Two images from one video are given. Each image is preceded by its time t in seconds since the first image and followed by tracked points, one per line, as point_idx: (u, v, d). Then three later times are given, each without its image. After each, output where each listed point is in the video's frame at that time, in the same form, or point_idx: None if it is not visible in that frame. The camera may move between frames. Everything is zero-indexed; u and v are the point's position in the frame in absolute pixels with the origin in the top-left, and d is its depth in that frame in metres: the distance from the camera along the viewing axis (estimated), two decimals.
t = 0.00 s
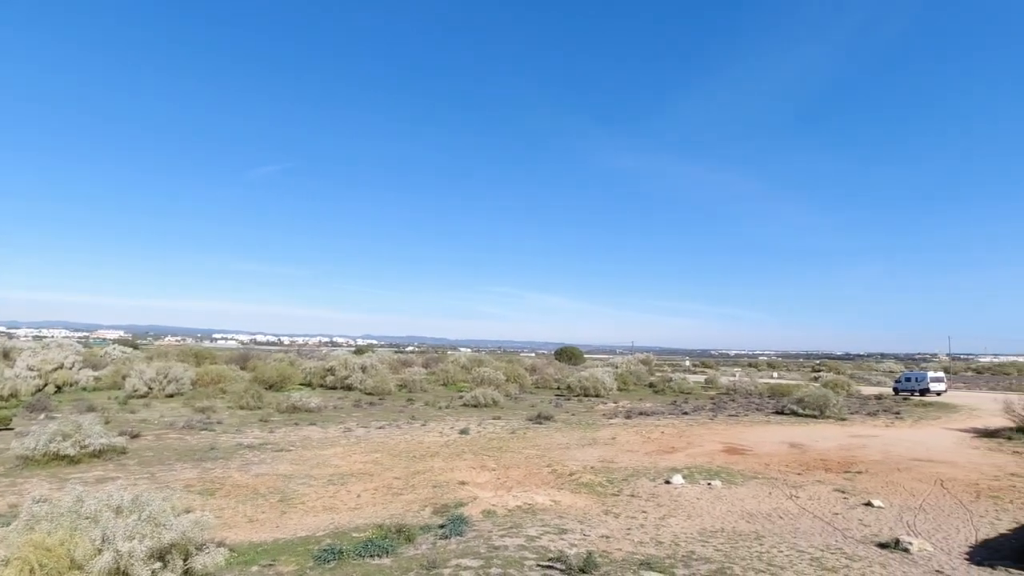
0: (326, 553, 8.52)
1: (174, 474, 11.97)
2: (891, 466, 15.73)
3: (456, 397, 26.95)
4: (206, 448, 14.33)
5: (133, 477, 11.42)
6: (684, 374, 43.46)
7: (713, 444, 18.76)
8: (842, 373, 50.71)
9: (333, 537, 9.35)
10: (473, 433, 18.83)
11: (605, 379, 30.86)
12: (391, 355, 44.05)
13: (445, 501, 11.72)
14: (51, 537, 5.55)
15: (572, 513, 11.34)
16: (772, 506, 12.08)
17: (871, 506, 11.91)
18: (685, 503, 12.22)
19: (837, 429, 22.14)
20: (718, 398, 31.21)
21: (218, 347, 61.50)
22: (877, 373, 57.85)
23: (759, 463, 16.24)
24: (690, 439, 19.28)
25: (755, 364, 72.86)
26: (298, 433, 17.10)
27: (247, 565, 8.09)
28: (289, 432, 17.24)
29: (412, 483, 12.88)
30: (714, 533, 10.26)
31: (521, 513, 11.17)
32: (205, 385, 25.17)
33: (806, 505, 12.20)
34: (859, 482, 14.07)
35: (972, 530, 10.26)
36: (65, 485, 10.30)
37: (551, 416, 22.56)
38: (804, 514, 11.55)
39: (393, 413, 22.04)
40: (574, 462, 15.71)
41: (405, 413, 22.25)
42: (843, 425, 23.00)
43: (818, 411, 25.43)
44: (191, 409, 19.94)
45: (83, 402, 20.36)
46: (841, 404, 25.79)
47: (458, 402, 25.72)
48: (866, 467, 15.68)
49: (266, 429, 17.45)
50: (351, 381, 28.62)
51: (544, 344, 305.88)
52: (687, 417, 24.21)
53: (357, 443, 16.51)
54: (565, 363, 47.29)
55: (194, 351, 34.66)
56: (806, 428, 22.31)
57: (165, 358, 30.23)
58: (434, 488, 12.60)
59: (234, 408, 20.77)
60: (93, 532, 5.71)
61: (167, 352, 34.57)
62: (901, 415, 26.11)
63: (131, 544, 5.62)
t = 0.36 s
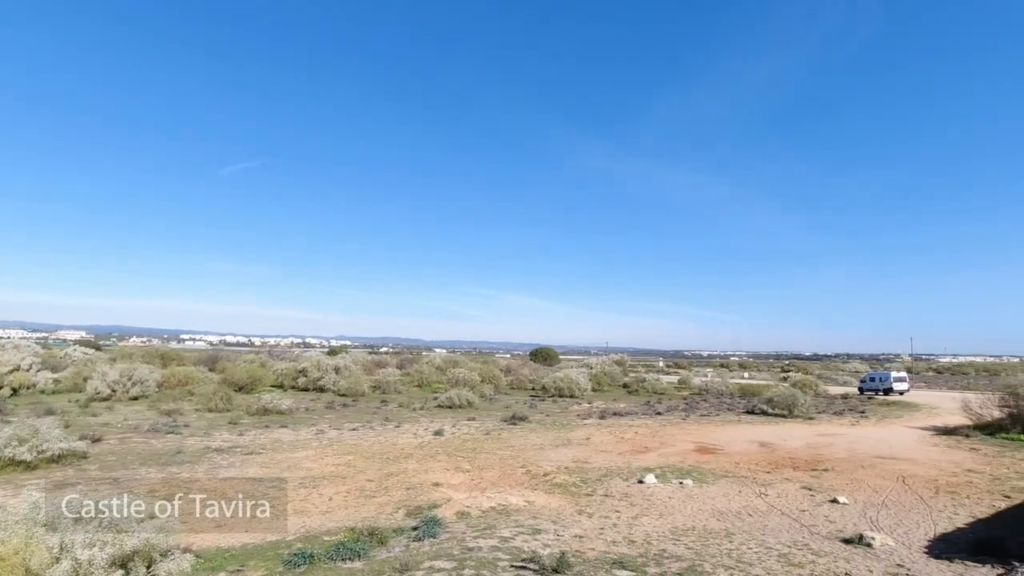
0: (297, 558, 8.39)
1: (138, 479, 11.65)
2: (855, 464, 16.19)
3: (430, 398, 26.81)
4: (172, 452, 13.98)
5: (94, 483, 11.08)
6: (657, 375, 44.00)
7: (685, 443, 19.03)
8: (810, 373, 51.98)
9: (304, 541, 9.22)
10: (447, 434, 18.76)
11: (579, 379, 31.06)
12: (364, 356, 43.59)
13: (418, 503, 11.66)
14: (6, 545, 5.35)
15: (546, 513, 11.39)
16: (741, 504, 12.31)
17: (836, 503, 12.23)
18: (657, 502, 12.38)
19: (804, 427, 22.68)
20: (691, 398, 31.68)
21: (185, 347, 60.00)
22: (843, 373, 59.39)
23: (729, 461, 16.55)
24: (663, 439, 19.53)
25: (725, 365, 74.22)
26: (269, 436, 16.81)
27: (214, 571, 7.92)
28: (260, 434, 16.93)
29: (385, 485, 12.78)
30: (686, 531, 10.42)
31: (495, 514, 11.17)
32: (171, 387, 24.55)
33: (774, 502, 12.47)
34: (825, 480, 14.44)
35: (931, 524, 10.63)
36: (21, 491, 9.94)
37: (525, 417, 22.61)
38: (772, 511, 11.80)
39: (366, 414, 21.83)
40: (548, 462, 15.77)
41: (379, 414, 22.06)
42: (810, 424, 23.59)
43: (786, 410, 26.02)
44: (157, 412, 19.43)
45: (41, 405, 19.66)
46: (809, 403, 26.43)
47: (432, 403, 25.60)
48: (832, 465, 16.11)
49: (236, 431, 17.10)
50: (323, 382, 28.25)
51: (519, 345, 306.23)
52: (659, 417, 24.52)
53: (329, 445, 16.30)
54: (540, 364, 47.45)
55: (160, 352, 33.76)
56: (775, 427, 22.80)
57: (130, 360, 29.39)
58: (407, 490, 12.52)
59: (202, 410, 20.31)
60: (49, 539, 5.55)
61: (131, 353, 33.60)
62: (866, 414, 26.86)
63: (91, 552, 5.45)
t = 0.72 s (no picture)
0: (266, 562, 8.26)
1: (100, 484, 11.31)
2: (822, 460, 16.63)
3: (404, 399, 26.64)
4: (136, 456, 13.61)
5: (52, 489, 10.72)
6: (631, 375, 44.50)
7: (657, 442, 19.29)
8: (779, 373, 53.20)
9: (273, 545, 9.07)
10: (421, 435, 18.66)
11: (554, 380, 31.23)
12: (338, 356, 43.07)
13: (391, 505, 11.58)
14: None
15: (519, 513, 11.43)
16: (712, 501, 12.53)
17: (802, 499, 12.55)
18: (630, 500, 12.53)
19: (773, 425, 23.19)
20: (663, 397, 32.12)
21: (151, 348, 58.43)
22: (811, 372, 60.87)
23: (700, 459, 16.83)
24: (636, 438, 19.76)
25: (697, 364, 75.48)
26: (238, 438, 16.50)
27: None
28: (228, 436, 16.60)
29: (358, 487, 12.66)
30: (657, 529, 10.56)
31: (469, 514, 11.16)
32: (135, 389, 23.90)
33: (743, 499, 12.73)
34: (792, 476, 14.80)
35: (893, 518, 10.98)
36: None
37: (500, 417, 22.64)
38: (741, 508, 12.04)
39: (338, 415, 21.58)
40: (522, 462, 15.82)
41: (352, 415, 21.82)
42: (778, 422, 24.14)
43: (756, 409, 26.57)
44: (121, 415, 18.90)
45: None
46: (778, 402, 27.03)
47: (406, 403, 25.43)
48: (799, 462, 16.51)
49: (203, 434, 16.74)
50: (295, 384, 27.84)
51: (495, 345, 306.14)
52: (633, 416, 24.80)
53: (300, 447, 16.06)
54: (515, 364, 47.54)
55: (124, 353, 32.84)
56: (745, 425, 23.26)
57: (92, 361, 28.52)
58: (380, 492, 12.43)
59: (168, 412, 19.83)
60: (1, 547, 5.24)
61: (93, 354, 32.60)
62: (832, 412, 27.60)
63: (47, 560, 5.27)
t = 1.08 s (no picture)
0: (235, 564, 8.11)
1: (59, 487, 10.96)
2: (790, 457, 17.01)
3: (379, 398, 26.41)
4: (99, 458, 13.23)
5: (8, 493, 10.35)
6: (606, 373, 44.87)
7: (631, 440, 19.49)
8: (750, 371, 54.27)
9: (243, 547, 8.91)
10: (395, 434, 18.52)
11: (529, 378, 31.32)
12: (311, 355, 42.47)
13: (365, 505, 11.48)
14: None
15: (494, 511, 11.44)
16: (684, 498, 12.73)
17: (771, 494, 12.83)
18: (603, 498, 12.64)
19: (744, 423, 23.62)
20: (638, 396, 32.47)
21: (116, 347, 56.81)
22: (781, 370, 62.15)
23: (673, 457, 17.06)
24: (610, 436, 19.93)
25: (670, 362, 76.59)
26: (206, 439, 16.17)
27: None
28: (196, 437, 16.25)
29: (331, 487, 12.51)
30: (630, 526, 10.68)
31: (443, 514, 11.13)
32: (98, 389, 23.21)
33: (714, 495, 12.95)
34: (761, 472, 15.11)
35: (857, 512, 11.30)
36: None
37: (475, 416, 22.61)
38: (712, 504, 12.26)
39: (310, 415, 21.29)
40: (497, 461, 15.83)
41: (325, 415, 21.52)
42: (749, 419, 24.61)
43: (728, 406, 27.04)
44: (83, 415, 18.35)
45: None
46: (748, 399, 27.55)
47: (380, 402, 25.21)
48: (768, 458, 16.85)
49: (170, 434, 16.36)
50: (266, 383, 27.38)
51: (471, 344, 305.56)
52: (607, 414, 25.02)
53: (271, 447, 15.79)
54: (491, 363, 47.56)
55: (87, 352, 31.88)
56: (717, 423, 23.65)
57: (53, 360, 27.62)
58: (354, 492, 12.31)
59: (133, 413, 19.32)
60: None
61: (54, 353, 31.56)
62: (801, 409, 28.24)
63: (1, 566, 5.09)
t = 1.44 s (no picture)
0: (204, 566, 7.96)
1: (20, 489, 10.61)
2: (762, 453, 17.35)
3: (354, 397, 26.15)
4: (62, 458, 12.84)
5: None
6: (583, 372, 45.16)
7: (607, 437, 19.66)
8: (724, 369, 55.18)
9: (213, 549, 8.74)
10: (371, 433, 18.37)
11: (506, 376, 31.35)
12: (285, 353, 41.81)
13: (339, 504, 11.36)
14: None
15: (470, 510, 11.42)
16: (658, 495, 12.88)
17: (743, 490, 13.06)
18: (579, 495, 12.72)
19: (718, 420, 24.01)
20: (614, 394, 32.75)
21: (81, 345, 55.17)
22: (753, 369, 63.30)
23: (648, 454, 17.24)
24: (586, 434, 20.07)
25: (647, 361, 77.46)
26: (176, 438, 15.82)
27: None
28: (165, 437, 15.89)
29: (305, 487, 12.35)
30: (605, 523, 10.77)
31: (419, 512, 11.08)
32: (62, 388, 22.52)
33: (688, 492, 13.13)
34: (734, 469, 15.37)
35: (825, 507, 11.57)
36: None
37: (452, 414, 22.54)
38: (686, 500, 12.43)
39: (284, 414, 20.98)
40: (473, 459, 15.81)
41: (300, 414, 21.23)
42: (723, 417, 25.02)
43: (702, 405, 27.43)
44: (46, 414, 17.79)
45: None
46: (722, 397, 28.00)
47: (356, 401, 24.97)
48: (741, 455, 17.15)
49: (138, 434, 15.98)
50: (238, 381, 26.91)
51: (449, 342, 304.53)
52: (584, 413, 25.19)
53: (243, 446, 15.53)
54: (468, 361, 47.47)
55: (51, 349, 30.92)
56: (691, 420, 23.98)
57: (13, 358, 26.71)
58: (328, 491, 12.17)
59: (99, 412, 18.80)
60: None
61: (15, 350, 30.53)
62: (773, 407, 28.81)
63: None
